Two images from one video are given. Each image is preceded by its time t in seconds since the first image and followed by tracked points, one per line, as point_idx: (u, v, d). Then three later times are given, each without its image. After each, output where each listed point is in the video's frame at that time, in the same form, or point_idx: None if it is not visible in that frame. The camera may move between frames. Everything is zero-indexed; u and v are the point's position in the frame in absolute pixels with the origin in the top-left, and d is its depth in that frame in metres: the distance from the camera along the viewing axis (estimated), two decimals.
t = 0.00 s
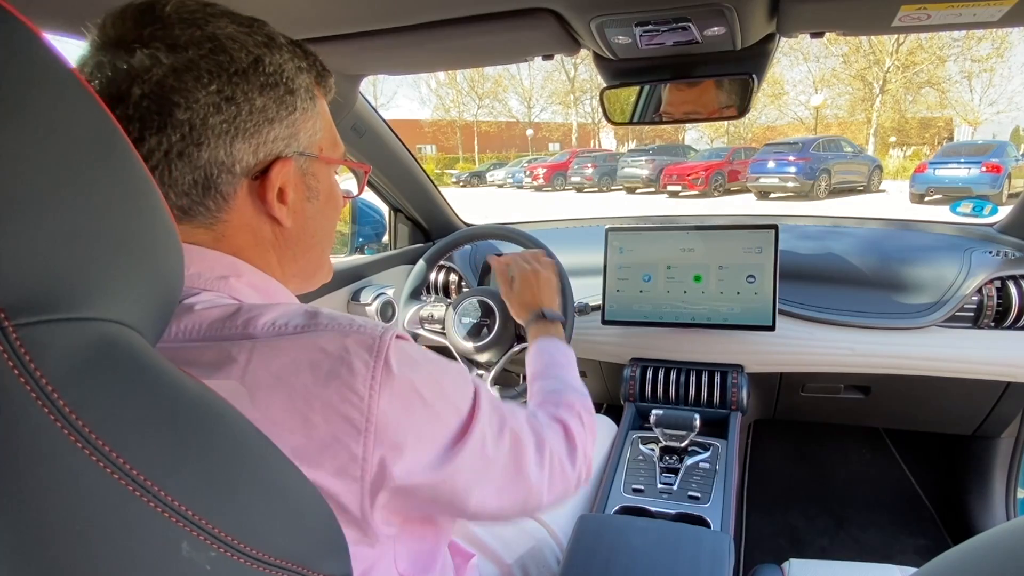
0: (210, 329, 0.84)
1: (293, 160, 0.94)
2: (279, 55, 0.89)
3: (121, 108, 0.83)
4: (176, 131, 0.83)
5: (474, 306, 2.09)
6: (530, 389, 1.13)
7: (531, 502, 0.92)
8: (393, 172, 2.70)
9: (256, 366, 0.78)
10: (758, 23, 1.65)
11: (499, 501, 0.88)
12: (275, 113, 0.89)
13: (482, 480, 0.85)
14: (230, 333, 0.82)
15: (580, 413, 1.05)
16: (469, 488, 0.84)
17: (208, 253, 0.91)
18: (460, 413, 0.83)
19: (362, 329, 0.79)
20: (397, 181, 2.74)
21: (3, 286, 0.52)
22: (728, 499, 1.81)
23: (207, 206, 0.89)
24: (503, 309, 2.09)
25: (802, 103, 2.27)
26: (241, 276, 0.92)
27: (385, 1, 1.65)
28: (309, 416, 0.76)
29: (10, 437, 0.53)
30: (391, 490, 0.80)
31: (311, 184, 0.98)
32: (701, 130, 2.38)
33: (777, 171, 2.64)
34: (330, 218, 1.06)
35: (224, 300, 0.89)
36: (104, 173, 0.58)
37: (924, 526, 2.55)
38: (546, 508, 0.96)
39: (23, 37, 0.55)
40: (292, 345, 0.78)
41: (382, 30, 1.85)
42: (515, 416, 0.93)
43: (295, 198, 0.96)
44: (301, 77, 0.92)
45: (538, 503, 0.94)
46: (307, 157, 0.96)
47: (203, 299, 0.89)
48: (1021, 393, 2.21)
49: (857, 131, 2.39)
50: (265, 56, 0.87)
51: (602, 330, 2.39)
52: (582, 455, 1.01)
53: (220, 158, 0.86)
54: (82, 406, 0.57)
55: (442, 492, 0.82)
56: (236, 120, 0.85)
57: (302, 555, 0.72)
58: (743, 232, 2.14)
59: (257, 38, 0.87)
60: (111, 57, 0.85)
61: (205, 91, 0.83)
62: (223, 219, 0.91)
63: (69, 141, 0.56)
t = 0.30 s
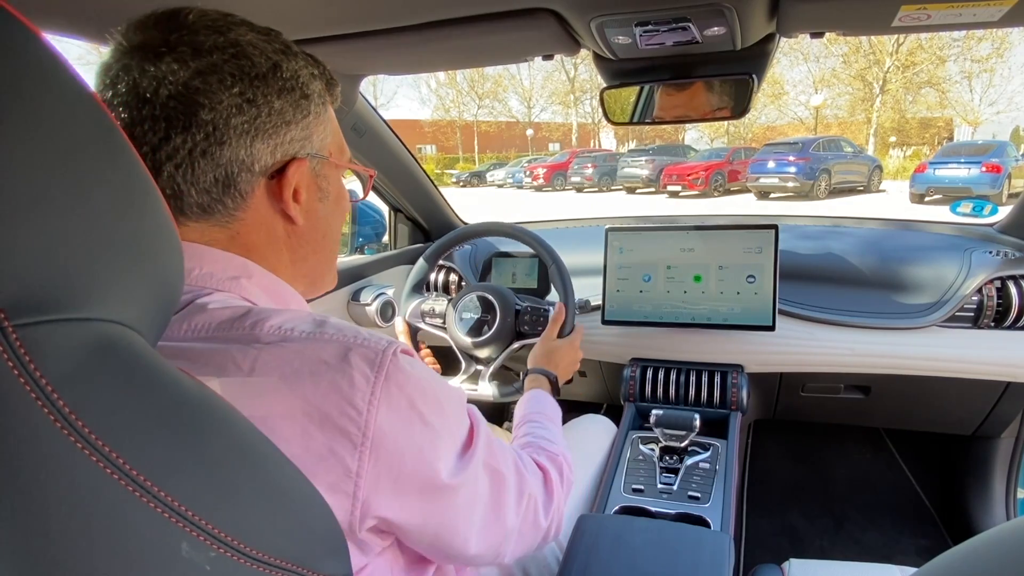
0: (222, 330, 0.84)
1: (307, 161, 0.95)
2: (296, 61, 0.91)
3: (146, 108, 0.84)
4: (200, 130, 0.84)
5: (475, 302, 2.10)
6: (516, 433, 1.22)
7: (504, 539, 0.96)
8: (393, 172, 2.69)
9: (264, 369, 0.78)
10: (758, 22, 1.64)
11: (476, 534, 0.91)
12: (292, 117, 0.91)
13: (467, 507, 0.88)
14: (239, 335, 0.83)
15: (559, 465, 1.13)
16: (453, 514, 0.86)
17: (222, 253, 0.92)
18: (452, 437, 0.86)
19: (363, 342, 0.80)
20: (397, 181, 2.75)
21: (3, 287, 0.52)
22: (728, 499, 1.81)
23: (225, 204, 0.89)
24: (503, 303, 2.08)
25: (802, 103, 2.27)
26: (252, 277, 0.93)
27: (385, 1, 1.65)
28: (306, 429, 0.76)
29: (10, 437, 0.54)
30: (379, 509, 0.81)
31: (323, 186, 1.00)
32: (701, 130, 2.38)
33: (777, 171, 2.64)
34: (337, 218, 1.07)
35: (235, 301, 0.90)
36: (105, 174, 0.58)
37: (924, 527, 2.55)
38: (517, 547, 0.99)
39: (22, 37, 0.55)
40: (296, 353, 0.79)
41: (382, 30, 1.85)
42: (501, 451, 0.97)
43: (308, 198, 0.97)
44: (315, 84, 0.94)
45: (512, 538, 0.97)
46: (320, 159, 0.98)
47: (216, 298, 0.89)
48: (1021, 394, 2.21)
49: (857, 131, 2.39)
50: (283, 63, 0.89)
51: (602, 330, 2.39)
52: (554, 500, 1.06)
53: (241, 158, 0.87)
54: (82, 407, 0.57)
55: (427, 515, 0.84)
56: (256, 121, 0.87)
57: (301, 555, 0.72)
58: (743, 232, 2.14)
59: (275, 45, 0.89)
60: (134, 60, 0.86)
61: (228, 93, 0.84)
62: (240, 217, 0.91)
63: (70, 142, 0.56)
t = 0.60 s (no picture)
0: (221, 334, 0.85)
1: (314, 163, 0.95)
2: (306, 62, 0.91)
3: (155, 106, 0.84)
4: (208, 129, 0.84)
5: (475, 297, 2.11)
6: (522, 422, 1.23)
7: (510, 536, 0.96)
8: (393, 172, 2.69)
9: (260, 376, 0.79)
10: (758, 22, 1.64)
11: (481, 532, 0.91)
12: (301, 118, 0.91)
13: (469, 508, 0.88)
14: (237, 339, 0.83)
15: (563, 453, 1.12)
16: (455, 514, 0.87)
17: (224, 255, 0.92)
18: (452, 438, 0.86)
19: (360, 345, 0.80)
20: (397, 182, 2.74)
21: (3, 288, 0.52)
22: (728, 499, 1.81)
23: (230, 204, 0.89)
24: (503, 296, 2.08)
25: (801, 103, 2.26)
26: (252, 279, 0.93)
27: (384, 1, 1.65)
28: (303, 436, 0.76)
29: (9, 438, 0.54)
30: (379, 514, 0.81)
31: (328, 188, 1.00)
32: (701, 130, 2.38)
33: (777, 171, 2.64)
34: (343, 221, 1.06)
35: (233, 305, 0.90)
36: (106, 174, 0.58)
37: (924, 526, 2.55)
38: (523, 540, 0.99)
39: (22, 37, 0.55)
40: (295, 358, 0.79)
41: (381, 30, 1.85)
42: (505, 445, 0.97)
43: (313, 200, 0.97)
44: (324, 85, 0.95)
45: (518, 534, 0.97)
46: (327, 161, 0.98)
47: (212, 302, 0.90)
48: (1021, 393, 2.21)
49: (857, 131, 2.39)
50: (293, 63, 0.89)
51: (602, 330, 2.39)
52: (560, 493, 1.06)
53: (248, 158, 0.87)
54: (82, 407, 0.57)
55: (428, 517, 0.84)
56: (265, 121, 0.87)
57: (302, 556, 0.72)
58: (743, 232, 2.14)
59: (285, 45, 0.89)
60: (142, 58, 0.86)
61: (237, 93, 0.84)
62: (244, 217, 0.91)
63: (70, 142, 0.56)
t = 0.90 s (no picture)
0: (198, 351, 0.84)
1: (292, 158, 0.95)
2: (278, 48, 0.90)
3: (111, 100, 0.80)
4: (173, 125, 0.82)
5: (477, 302, 2.10)
6: (519, 426, 1.23)
7: (508, 541, 0.96)
8: (393, 172, 2.69)
9: (242, 397, 0.77)
10: (758, 22, 1.64)
11: (478, 543, 0.91)
12: (274, 109, 0.90)
13: (464, 520, 0.88)
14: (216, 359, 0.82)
15: (559, 458, 1.12)
16: (450, 526, 0.87)
17: (199, 262, 0.91)
18: (444, 452, 0.86)
19: (348, 361, 0.80)
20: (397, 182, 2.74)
21: None
22: (728, 500, 1.81)
23: (202, 204, 0.88)
24: (505, 304, 2.07)
25: (802, 103, 2.26)
26: (230, 291, 0.93)
27: (384, 2, 1.65)
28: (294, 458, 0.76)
29: (8, 442, 0.54)
30: (371, 531, 0.82)
31: (308, 183, 1.00)
32: (701, 130, 2.37)
33: (777, 171, 2.63)
34: (324, 219, 1.07)
35: (211, 320, 0.90)
36: (102, 178, 0.58)
37: (924, 526, 2.55)
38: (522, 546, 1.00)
39: (18, 40, 0.55)
40: (280, 375, 0.78)
41: (381, 31, 1.85)
42: (502, 455, 0.96)
43: (292, 197, 0.97)
44: (299, 72, 0.94)
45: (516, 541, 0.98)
46: (305, 156, 0.98)
47: (187, 318, 0.90)
48: (1021, 393, 2.21)
49: (857, 131, 2.38)
50: (264, 49, 0.88)
51: (602, 330, 2.39)
52: (558, 494, 1.06)
53: (219, 156, 0.86)
54: (78, 411, 0.57)
55: (422, 531, 0.85)
56: (236, 115, 0.85)
57: (300, 560, 0.72)
58: (743, 232, 2.14)
59: (255, 30, 0.88)
60: (95, 46, 0.82)
61: (204, 84, 0.82)
62: (218, 219, 0.91)
63: (67, 147, 0.56)
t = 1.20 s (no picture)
0: (226, 334, 0.84)
1: (316, 159, 0.96)
2: (306, 56, 0.92)
3: (154, 104, 0.84)
4: (208, 127, 0.85)
5: (479, 303, 2.10)
6: (524, 425, 1.22)
7: (511, 539, 0.96)
8: (394, 172, 2.68)
9: (266, 377, 0.79)
10: (758, 22, 1.65)
11: (482, 537, 0.91)
12: (302, 114, 0.91)
13: (469, 512, 0.88)
14: (240, 342, 0.83)
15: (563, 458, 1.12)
16: (454, 517, 0.87)
17: (229, 253, 0.93)
18: (452, 443, 0.86)
19: (365, 350, 0.80)
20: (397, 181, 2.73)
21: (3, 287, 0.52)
22: (728, 499, 1.81)
23: (233, 201, 0.91)
24: (507, 304, 2.07)
25: (802, 103, 2.26)
26: (257, 280, 0.94)
27: (384, 1, 1.65)
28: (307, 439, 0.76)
29: (12, 436, 0.53)
30: (380, 517, 0.81)
31: (330, 183, 1.01)
32: (701, 130, 2.38)
33: (777, 171, 2.66)
34: (344, 219, 1.08)
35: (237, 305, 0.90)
36: (105, 173, 0.58)
37: (924, 526, 2.55)
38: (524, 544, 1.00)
39: (20, 36, 0.55)
40: (300, 359, 0.79)
41: (381, 30, 1.85)
42: (506, 450, 0.96)
43: (315, 197, 0.98)
44: (325, 80, 0.95)
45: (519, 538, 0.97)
46: (328, 158, 0.99)
47: (218, 303, 0.90)
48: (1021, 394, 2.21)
49: (857, 131, 2.39)
50: (294, 58, 0.89)
51: (602, 330, 2.39)
52: (562, 497, 1.06)
53: (250, 156, 0.88)
54: (83, 407, 0.57)
55: (428, 519, 0.84)
56: (266, 118, 0.87)
57: (302, 555, 0.73)
58: (743, 232, 2.14)
59: (285, 40, 0.90)
60: (142, 55, 0.86)
61: (237, 89, 0.85)
62: (249, 215, 0.93)
63: (70, 142, 0.56)
